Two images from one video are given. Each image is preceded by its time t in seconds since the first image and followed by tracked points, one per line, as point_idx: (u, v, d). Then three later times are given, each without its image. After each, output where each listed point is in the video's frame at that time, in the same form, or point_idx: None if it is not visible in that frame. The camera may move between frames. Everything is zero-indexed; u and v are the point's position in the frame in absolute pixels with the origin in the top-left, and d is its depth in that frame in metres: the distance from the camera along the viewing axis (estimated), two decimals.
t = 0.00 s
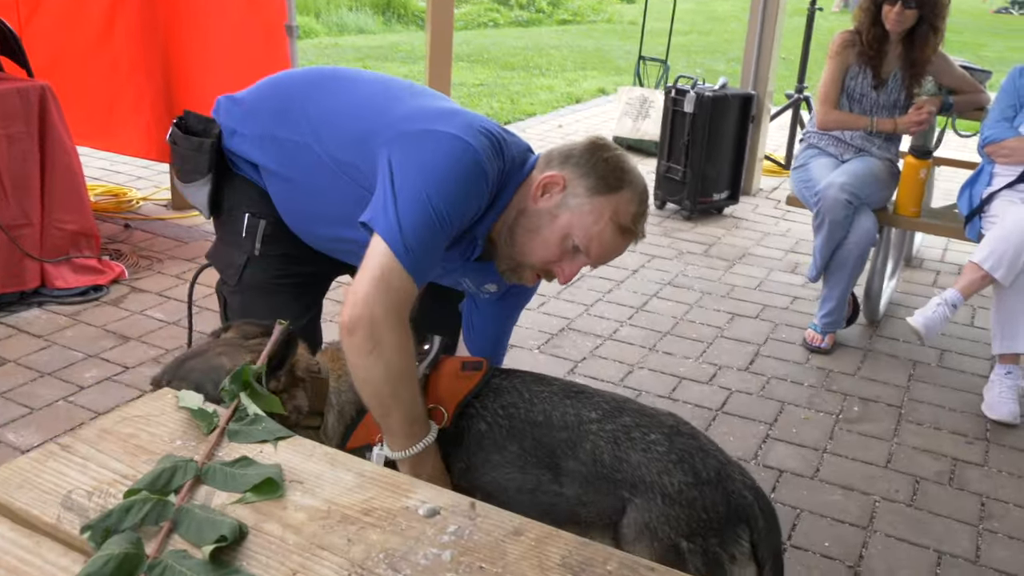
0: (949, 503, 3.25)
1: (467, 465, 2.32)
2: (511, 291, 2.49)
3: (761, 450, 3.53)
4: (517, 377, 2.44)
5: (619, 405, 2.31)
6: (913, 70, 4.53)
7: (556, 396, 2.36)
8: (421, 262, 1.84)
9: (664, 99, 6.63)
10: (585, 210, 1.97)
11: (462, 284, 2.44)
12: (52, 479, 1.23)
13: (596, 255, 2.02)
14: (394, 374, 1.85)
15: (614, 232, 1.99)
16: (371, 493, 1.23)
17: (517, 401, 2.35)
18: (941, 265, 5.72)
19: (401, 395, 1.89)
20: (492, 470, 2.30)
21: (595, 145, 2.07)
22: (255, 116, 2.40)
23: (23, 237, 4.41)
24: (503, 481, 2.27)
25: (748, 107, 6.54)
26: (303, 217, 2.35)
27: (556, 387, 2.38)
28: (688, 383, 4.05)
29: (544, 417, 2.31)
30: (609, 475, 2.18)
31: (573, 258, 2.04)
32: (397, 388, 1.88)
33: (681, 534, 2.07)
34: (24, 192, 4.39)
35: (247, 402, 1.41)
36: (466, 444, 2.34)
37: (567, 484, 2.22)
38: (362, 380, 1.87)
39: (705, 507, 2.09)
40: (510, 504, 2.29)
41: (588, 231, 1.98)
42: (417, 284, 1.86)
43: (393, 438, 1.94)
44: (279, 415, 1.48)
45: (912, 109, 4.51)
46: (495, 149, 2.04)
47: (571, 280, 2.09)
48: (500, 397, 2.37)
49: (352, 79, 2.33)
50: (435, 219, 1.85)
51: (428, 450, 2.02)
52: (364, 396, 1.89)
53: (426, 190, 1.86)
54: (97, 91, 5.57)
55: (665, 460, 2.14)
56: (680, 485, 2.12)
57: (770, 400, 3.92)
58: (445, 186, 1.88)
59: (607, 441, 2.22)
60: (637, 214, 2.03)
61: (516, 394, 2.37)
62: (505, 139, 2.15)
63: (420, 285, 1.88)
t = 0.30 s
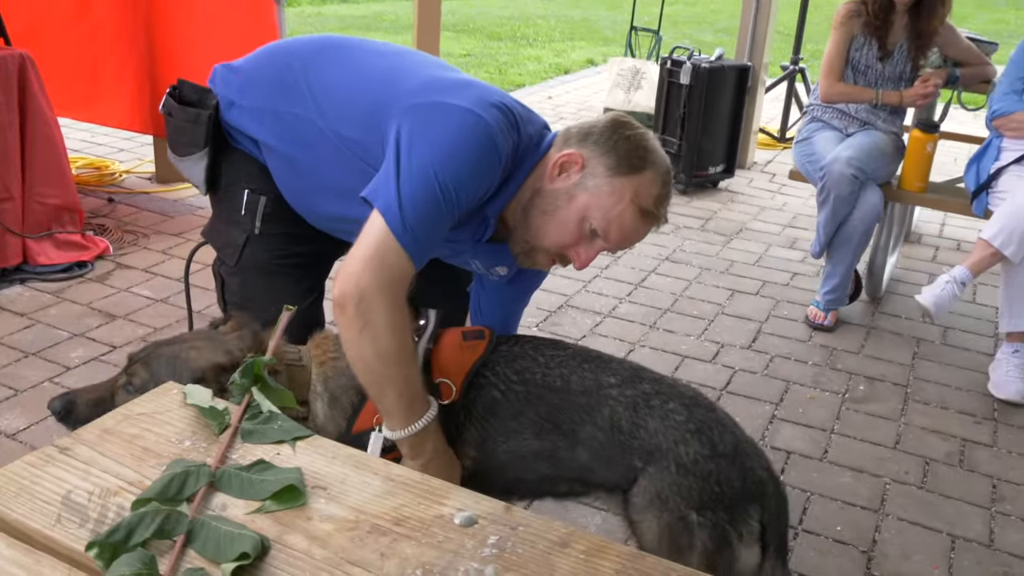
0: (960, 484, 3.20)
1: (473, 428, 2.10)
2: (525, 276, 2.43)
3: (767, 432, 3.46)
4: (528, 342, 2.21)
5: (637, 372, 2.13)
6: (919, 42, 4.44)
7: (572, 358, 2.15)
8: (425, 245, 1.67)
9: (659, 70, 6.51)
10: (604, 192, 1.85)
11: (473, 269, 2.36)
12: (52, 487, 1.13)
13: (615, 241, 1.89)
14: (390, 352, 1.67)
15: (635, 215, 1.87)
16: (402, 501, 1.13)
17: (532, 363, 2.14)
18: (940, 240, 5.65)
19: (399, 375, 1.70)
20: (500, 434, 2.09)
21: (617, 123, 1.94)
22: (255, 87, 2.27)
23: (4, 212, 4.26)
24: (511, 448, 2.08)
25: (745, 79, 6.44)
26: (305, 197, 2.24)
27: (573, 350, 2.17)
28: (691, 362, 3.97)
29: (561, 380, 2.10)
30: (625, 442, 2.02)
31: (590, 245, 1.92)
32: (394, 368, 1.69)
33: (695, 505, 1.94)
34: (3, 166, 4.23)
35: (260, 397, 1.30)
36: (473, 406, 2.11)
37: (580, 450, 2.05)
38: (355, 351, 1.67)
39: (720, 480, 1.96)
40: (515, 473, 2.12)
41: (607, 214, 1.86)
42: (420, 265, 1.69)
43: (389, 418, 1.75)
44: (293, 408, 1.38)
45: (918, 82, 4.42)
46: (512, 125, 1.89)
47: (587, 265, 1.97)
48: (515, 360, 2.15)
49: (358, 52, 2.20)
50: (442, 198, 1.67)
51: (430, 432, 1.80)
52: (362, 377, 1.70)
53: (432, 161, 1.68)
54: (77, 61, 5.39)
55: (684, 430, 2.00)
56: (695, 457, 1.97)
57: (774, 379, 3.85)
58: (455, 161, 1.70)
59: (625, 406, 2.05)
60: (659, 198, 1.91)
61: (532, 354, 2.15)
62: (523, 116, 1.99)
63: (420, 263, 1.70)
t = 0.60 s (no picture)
0: (980, 485, 3.15)
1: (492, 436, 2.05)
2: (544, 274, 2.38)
3: (784, 430, 3.41)
4: (548, 345, 2.15)
5: (659, 376, 2.07)
6: (937, 34, 4.36)
7: (592, 363, 2.09)
8: (452, 241, 1.62)
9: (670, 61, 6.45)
10: (632, 189, 1.81)
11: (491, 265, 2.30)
12: (69, 498, 1.08)
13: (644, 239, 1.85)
14: (415, 349, 1.62)
15: (664, 212, 1.83)
16: (433, 514, 1.08)
17: (552, 367, 2.08)
18: (954, 234, 5.59)
19: (423, 373, 1.65)
20: (518, 446, 2.03)
21: (646, 118, 1.90)
22: (271, 77, 2.22)
23: (10, 202, 4.21)
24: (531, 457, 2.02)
25: (756, 70, 6.38)
26: (322, 191, 2.19)
27: (592, 354, 2.10)
28: (706, 358, 3.92)
29: (581, 386, 2.04)
30: (647, 450, 1.97)
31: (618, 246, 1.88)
32: (420, 365, 1.64)
33: (721, 512, 1.90)
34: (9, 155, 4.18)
35: (283, 403, 1.25)
36: (494, 414, 2.05)
37: (601, 459, 2.00)
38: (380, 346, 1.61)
39: (745, 486, 1.92)
40: (535, 479, 2.07)
41: (637, 209, 1.81)
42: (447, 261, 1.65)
43: (411, 418, 1.69)
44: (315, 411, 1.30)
45: (936, 75, 4.35)
46: (538, 118, 1.84)
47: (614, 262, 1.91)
48: (534, 364, 2.09)
49: (378, 42, 2.15)
50: (469, 191, 1.63)
51: (452, 435, 1.77)
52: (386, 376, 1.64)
53: (460, 154, 1.63)
54: (84, 48, 5.33)
55: (708, 436, 1.95)
56: (722, 463, 1.93)
57: (790, 376, 3.80)
58: (482, 153, 1.65)
59: (647, 414, 1.99)
60: (688, 195, 1.88)
61: (550, 359, 2.09)
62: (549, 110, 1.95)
63: (446, 258, 1.65)
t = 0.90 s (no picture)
0: (994, 489, 3.12)
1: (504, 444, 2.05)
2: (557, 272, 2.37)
3: (795, 431, 3.39)
4: (564, 351, 2.14)
5: (668, 381, 2.04)
6: (955, 32, 4.31)
7: (601, 370, 2.07)
8: (470, 239, 1.61)
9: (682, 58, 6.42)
10: (650, 189, 1.79)
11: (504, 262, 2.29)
12: (83, 493, 1.07)
13: (662, 239, 1.84)
14: (432, 349, 1.61)
15: (683, 213, 1.81)
16: (451, 515, 1.07)
17: (564, 373, 2.07)
18: (967, 236, 5.55)
19: (439, 373, 1.63)
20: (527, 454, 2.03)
21: (664, 117, 1.87)
22: (287, 69, 2.20)
23: (21, 191, 4.21)
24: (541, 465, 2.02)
25: (770, 68, 6.35)
26: (336, 184, 2.17)
27: (603, 360, 2.09)
28: (717, 357, 3.90)
29: (590, 393, 2.02)
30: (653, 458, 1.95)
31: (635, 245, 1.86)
32: (437, 365, 1.62)
33: (729, 518, 1.88)
34: (21, 145, 4.18)
35: (298, 399, 1.23)
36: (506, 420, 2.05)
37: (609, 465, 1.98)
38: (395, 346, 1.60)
39: (755, 491, 1.90)
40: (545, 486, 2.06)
41: (653, 209, 1.79)
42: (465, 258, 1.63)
43: (423, 417, 1.68)
44: (331, 410, 1.26)
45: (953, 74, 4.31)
46: (556, 115, 1.82)
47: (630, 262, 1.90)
48: (548, 369, 2.08)
49: (394, 36, 2.13)
50: (488, 187, 1.61)
51: (463, 434, 1.74)
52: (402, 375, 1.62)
53: (479, 149, 1.62)
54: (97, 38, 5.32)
55: (716, 441, 1.93)
56: (729, 468, 1.90)
57: (801, 376, 3.78)
58: (501, 150, 1.63)
59: (655, 419, 1.97)
60: (707, 196, 1.85)
61: (561, 365, 2.08)
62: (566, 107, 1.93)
63: (464, 256, 1.63)
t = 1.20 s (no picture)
0: (1006, 492, 3.10)
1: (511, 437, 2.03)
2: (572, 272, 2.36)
3: (806, 432, 3.38)
4: (573, 344, 2.10)
5: (679, 377, 2.02)
6: (971, 33, 4.27)
7: (611, 364, 2.05)
8: (483, 237, 1.60)
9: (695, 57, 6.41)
10: (663, 189, 1.78)
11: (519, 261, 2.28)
12: (95, 488, 1.07)
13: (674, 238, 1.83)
14: (441, 347, 1.60)
15: (695, 214, 1.80)
16: (464, 513, 1.06)
17: (574, 368, 2.04)
18: (980, 237, 5.52)
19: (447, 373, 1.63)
20: (535, 449, 2.02)
21: (679, 117, 1.86)
22: (302, 65, 2.20)
23: (34, 186, 4.22)
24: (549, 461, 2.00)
25: (783, 68, 6.32)
26: (348, 180, 2.17)
27: (614, 354, 2.07)
28: (727, 357, 3.89)
29: (601, 390, 2.00)
30: (664, 454, 1.94)
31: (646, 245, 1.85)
32: (446, 364, 1.62)
33: (739, 517, 1.87)
34: (33, 139, 4.18)
35: (310, 396, 1.23)
36: (513, 416, 2.03)
37: (620, 460, 1.98)
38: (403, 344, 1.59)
39: (765, 491, 1.88)
40: (553, 481, 2.05)
41: (664, 210, 1.78)
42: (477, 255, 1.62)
43: (429, 417, 1.68)
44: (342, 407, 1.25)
45: (969, 75, 4.28)
46: (569, 113, 1.81)
47: (640, 263, 1.90)
48: (556, 368, 2.04)
49: (408, 34, 2.13)
50: (501, 185, 1.60)
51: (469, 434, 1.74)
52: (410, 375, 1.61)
53: (493, 147, 1.61)
54: (110, 33, 5.33)
55: (727, 440, 1.91)
56: (740, 467, 1.89)
57: (812, 377, 3.77)
58: (514, 147, 1.63)
59: (665, 416, 1.96)
60: (721, 197, 1.85)
61: (571, 360, 2.05)
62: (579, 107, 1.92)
63: (476, 255, 1.62)
